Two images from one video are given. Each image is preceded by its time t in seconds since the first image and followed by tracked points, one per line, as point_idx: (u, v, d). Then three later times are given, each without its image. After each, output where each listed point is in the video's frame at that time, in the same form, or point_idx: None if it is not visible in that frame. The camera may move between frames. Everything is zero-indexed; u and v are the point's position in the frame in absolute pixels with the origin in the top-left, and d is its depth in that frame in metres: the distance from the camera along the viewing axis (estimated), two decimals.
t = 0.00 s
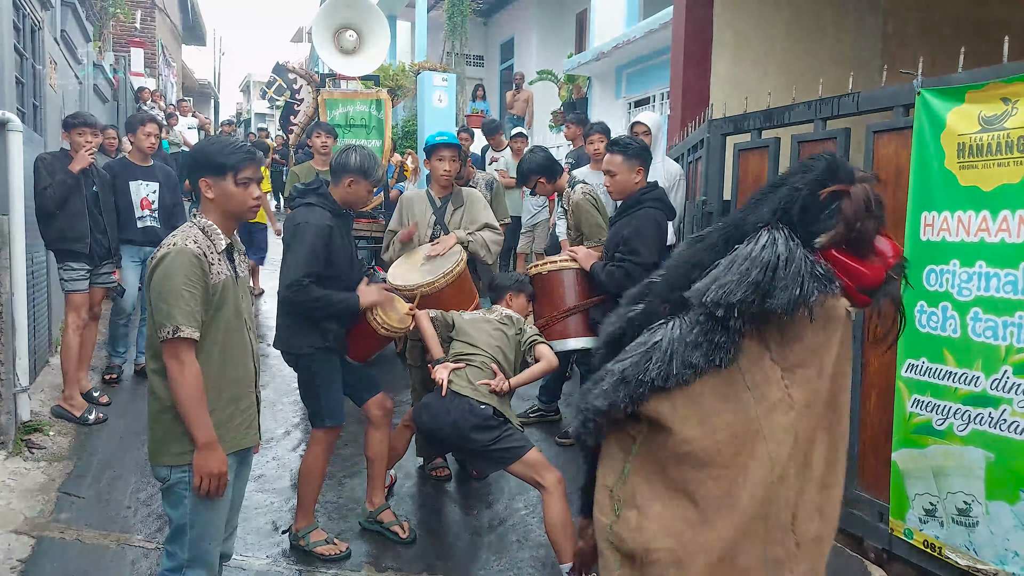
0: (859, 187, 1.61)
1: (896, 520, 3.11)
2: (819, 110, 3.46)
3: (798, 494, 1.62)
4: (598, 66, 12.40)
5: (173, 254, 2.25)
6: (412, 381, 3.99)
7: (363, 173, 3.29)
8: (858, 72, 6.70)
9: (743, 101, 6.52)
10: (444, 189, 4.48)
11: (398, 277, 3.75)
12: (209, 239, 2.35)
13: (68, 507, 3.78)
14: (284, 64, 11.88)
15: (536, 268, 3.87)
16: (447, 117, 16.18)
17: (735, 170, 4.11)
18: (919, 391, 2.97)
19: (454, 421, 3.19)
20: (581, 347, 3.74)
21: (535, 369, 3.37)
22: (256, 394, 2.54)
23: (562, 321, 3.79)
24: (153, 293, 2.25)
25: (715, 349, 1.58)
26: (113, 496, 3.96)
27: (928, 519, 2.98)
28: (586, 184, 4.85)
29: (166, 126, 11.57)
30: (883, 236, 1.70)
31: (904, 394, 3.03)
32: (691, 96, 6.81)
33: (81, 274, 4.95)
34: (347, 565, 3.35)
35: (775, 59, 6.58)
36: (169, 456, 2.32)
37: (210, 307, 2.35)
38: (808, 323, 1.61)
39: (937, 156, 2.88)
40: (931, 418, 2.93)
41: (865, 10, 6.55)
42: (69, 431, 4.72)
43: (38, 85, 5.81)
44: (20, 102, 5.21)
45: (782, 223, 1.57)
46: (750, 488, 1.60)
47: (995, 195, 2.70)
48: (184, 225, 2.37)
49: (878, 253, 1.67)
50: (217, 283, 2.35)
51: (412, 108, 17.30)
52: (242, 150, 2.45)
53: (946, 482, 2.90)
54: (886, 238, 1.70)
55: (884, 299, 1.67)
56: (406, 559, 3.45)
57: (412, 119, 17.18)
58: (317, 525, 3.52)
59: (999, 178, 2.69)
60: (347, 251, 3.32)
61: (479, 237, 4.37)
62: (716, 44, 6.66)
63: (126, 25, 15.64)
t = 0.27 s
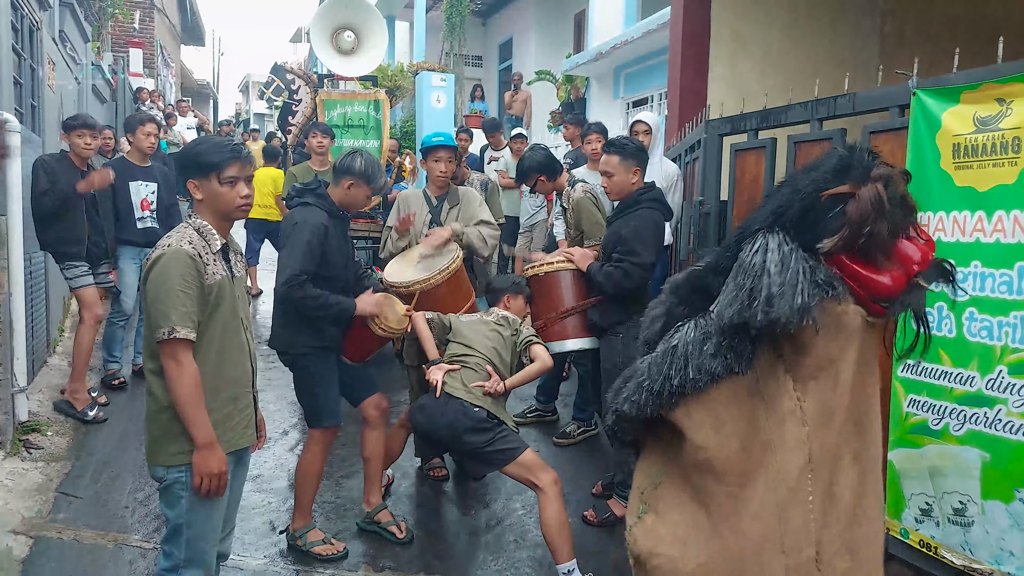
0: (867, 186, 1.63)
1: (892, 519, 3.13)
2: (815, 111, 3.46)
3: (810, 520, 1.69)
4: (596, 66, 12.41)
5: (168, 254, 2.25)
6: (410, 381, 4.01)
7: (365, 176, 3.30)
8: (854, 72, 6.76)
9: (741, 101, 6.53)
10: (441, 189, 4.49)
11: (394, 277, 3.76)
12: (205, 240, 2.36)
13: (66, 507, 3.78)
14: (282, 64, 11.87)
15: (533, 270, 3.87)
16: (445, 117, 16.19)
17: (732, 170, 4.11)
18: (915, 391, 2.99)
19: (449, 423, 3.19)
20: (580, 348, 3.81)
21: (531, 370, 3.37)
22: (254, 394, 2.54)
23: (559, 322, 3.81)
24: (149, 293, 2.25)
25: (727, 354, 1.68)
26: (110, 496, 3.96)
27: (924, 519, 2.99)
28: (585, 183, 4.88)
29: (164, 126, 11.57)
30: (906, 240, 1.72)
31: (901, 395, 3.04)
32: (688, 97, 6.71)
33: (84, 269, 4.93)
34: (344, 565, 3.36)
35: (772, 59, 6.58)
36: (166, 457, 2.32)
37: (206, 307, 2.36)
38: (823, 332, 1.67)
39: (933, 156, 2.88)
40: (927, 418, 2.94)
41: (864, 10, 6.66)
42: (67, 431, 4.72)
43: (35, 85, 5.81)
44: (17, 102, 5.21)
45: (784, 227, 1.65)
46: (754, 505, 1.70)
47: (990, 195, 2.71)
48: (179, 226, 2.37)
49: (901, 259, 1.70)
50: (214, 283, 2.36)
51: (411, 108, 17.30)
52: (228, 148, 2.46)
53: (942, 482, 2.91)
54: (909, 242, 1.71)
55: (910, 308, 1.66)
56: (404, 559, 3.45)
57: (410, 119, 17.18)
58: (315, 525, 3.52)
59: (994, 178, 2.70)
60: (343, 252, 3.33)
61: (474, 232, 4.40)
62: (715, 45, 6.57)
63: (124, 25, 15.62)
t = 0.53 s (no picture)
0: (854, 179, 1.68)
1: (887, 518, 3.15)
2: (812, 112, 3.48)
3: (807, 519, 1.74)
4: (595, 67, 12.43)
5: (162, 254, 2.27)
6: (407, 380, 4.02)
7: (369, 187, 3.33)
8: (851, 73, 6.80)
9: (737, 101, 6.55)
10: (437, 190, 4.50)
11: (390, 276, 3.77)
12: (200, 240, 2.37)
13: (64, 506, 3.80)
14: (281, 65, 11.88)
15: (528, 267, 3.88)
16: (444, 118, 16.21)
17: (728, 171, 4.13)
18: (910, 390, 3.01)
19: (445, 424, 3.21)
20: (572, 347, 3.82)
21: (529, 372, 3.39)
22: (249, 394, 2.55)
23: (553, 320, 3.82)
24: (143, 293, 2.26)
25: (728, 346, 1.76)
26: (109, 495, 3.98)
27: (919, 517, 3.02)
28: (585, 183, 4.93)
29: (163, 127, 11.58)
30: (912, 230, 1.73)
31: (895, 394, 3.07)
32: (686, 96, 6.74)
33: (88, 274, 4.92)
34: (342, 564, 3.37)
35: (769, 59, 6.59)
36: (160, 456, 2.33)
37: (201, 306, 2.37)
38: (822, 325, 1.73)
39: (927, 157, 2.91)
40: (922, 417, 2.96)
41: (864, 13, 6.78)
42: (66, 431, 4.73)
43: (34, 85, 5.82)
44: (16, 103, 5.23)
45: (773, 220, 1.73)
46: (752, 496, 1.77)
47: (982, 195, 2.73)
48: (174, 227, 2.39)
49: (908, 253, 1.72)
50: (208, 283, 2.37)
51: (410, 108, 17.32)
52: (221, 149, 2.47)
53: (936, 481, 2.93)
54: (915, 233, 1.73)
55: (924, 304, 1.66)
56: (401, 558, 3.46)
57: (409, 119, 17.20)
58: (312, 524, 3.54)
59: (987, 178, 2.72)
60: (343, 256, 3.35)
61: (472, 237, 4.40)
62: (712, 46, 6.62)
63: (123, 24, 15.62)
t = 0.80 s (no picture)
0: (844, 175, 1.78)
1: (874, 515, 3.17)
2: (800, 112, 3.50)
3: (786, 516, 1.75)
4: (588, 67, 12.42)
5: (146, 251, 2.27)
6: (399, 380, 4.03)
7: (367, 194, 3.34)
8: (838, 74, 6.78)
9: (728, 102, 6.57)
10: (427, 189, 4.52)
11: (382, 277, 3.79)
12: (186, 238, 2.38)
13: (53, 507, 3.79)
14: (273, 64, 11.86)
15: (517, 267, 3.90)
16: (438, 117, 16.19)
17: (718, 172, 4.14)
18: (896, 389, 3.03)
19: (436, 424, 3.22)
20: (562, 346, 3.83)
21: (519, 370, 3.33)
22: (235, 392, 2.56)
23: (543, 321, 3.84)
24: (126, 289, 2.27)
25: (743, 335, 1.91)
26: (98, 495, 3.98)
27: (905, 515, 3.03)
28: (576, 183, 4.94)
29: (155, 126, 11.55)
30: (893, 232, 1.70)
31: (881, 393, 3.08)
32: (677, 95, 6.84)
33: (73, 275, 4.92)
34: (331, 563, 3.38)
35: (759, 60, 6.60)
36: (143, 453, 2.34)
37: (185, 304, 2.38)
38: (804, 317, 1.80)
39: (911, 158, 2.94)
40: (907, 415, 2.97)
41: (856, 11, 6.72)
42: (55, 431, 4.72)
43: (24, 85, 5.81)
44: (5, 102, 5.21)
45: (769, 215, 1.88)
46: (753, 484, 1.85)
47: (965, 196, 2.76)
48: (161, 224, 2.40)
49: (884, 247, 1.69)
50: (193, 280, 2.37)
51: (404, 107, 17.30)
52: (222, 153, 2.49)
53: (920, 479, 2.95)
54: (897, 233, 1.69)
55: (893, 300, 1.63)
56: (391, 557, 3.47)
57: (403, 119, 17.18)
58: (302, 523, 3.54)
59: (969, 180, 2.75)
60: (334, 256, 3.36)
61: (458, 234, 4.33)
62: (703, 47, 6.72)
63: (115, 23, 15.56)
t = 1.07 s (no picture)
0: (794, 164, 1.68)
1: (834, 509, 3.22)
2: (762, 113, 3.54)
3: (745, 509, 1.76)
4: (557, 67, 12.47)
5: (96, 251, 2.23)
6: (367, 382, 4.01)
7: (332, 195, 3.32)
8: (799, 76, 6.87)
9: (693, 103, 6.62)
10: (391, 187, 4.51)
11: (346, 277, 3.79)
12: (139, 238, 2.34)
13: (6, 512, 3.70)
14: (237, 60, 11.70)
15: (483, 268, 3.90)
16: (406, 116, 16.13)
17: (683, 172, 4.18)
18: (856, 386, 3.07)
19: (403, 424, 3.19)
20: (529, 345, 3.87)
21: (489, 372, 3.36)
22: (193, 394, 2.53)
23: (508, 321, 3.87)
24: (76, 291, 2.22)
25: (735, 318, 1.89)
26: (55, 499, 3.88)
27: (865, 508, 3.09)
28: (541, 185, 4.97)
29: (115, 123, 11.32)
30: (832, 222, 1.57)
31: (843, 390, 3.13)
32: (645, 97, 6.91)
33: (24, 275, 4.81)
34: (295, 566, 3.34)
35: (725, 63, 6.67)
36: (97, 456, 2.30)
37: (139, 304, 2.34)
38: (766, 299, 1.77)
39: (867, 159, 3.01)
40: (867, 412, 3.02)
41: (819, 14, 6.82)
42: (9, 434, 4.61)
43: None
44: None
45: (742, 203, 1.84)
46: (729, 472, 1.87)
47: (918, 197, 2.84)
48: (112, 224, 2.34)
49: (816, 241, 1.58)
50: (146, 280, 2.34)
51: (372, 106, 17.20)
52: (199, 163, 2.46)
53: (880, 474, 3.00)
54: (832, 223, 1.56)
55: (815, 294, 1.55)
56: (357, 558, 3.45)
57: (371, 117, 17.08)
58: (265, 526, 3.50)
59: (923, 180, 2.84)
60: (298, 256, 3.31)
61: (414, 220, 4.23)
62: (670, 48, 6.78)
63: (73, 16, 15.22)
